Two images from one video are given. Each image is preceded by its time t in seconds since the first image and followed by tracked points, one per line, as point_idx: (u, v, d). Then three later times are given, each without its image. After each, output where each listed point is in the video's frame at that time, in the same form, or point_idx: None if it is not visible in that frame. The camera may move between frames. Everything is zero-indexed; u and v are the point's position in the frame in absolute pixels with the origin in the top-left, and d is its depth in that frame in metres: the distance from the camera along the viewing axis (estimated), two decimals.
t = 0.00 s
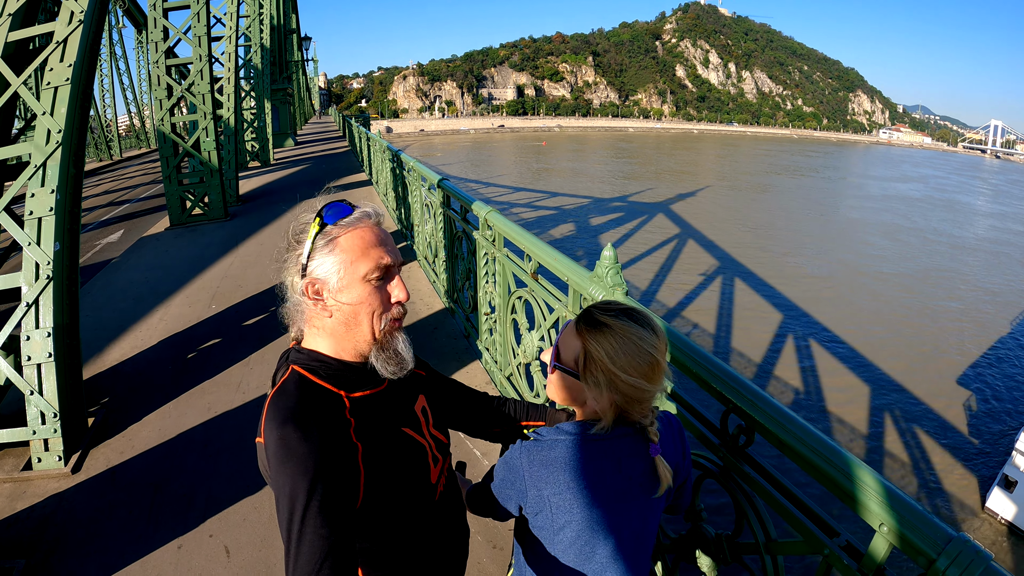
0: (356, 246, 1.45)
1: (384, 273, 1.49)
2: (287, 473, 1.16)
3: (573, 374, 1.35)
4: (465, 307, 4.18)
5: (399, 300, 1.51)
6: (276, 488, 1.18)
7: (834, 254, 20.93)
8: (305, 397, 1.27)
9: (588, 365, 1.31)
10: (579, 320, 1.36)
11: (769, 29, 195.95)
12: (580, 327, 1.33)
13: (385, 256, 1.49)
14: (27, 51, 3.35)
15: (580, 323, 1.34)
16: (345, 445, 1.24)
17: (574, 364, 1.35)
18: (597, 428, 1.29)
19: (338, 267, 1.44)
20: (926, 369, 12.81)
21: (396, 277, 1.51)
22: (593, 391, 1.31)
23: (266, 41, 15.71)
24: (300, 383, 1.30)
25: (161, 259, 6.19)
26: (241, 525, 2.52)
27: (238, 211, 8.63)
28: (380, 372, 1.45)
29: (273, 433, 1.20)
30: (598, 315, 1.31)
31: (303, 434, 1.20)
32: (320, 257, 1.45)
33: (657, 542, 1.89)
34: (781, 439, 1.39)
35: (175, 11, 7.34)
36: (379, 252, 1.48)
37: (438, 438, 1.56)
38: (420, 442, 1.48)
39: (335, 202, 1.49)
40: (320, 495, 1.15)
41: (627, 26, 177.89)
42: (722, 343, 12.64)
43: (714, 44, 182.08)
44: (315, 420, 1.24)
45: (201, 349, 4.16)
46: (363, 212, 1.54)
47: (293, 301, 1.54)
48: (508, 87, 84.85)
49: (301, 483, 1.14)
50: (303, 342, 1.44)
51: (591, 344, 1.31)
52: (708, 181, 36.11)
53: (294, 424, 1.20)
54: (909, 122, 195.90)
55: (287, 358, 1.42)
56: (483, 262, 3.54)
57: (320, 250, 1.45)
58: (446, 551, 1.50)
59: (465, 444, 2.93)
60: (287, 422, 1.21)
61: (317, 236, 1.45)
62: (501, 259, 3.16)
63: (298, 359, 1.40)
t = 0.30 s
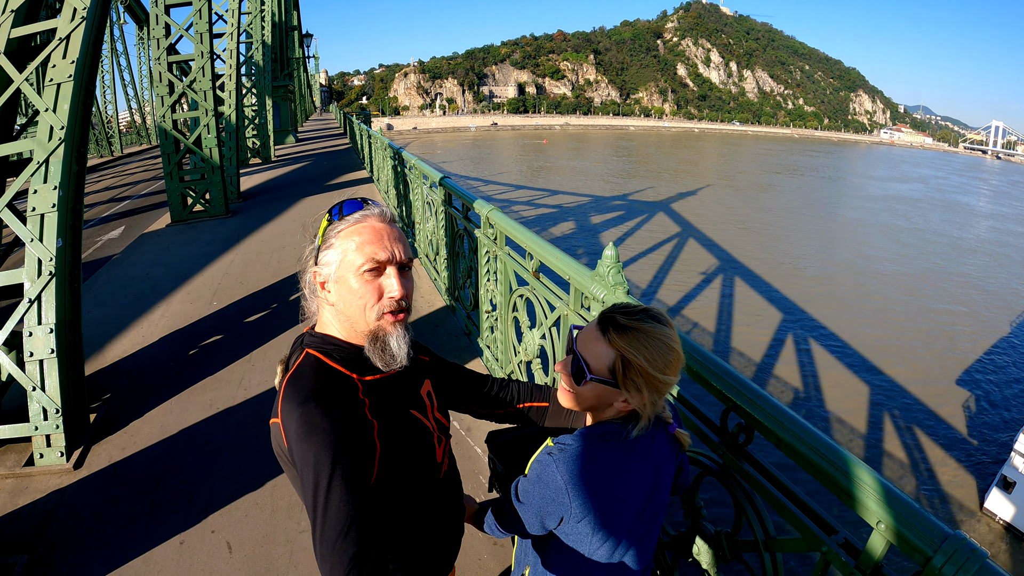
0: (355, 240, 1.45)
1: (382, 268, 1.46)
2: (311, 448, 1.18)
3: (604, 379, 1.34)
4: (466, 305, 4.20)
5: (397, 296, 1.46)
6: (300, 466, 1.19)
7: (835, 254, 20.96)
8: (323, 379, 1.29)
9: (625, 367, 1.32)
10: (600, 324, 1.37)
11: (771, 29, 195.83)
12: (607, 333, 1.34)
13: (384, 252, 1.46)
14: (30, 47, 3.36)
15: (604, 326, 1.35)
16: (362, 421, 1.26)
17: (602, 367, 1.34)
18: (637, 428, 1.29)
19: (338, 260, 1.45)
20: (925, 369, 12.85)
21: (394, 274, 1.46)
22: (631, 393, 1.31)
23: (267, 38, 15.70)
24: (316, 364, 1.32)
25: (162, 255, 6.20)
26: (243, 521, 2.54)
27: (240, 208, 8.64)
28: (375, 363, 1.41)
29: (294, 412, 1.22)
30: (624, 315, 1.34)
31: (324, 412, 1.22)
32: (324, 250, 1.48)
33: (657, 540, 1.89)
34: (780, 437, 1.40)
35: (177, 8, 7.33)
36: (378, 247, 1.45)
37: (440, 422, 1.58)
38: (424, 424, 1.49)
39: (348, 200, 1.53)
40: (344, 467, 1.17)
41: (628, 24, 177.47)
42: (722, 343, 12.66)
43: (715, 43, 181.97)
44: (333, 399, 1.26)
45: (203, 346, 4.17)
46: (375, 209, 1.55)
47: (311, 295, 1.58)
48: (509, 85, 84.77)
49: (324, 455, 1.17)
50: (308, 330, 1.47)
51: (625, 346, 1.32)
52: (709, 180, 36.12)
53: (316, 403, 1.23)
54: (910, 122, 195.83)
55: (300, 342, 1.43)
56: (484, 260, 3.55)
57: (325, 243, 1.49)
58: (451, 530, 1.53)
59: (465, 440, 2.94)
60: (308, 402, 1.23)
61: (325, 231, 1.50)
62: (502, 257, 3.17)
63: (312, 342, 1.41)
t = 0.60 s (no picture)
0: (393, 250, 1.39)
1: (416, 283, 1.40)
2: (339, 447, 1.17)
3: (646, 376, 1.37)
4: (468, 303, 4.20)
5: (426, 313, 1.41)
6: (327, 465, 1.19)
7: (834, 252, 20.98)
8: (348, 381, 1.27)
9: (666, 362, 1.39)
10: (629, 321, 1.40)
11: (770, 27, 195.87)
12: (647, 330, 1.38)
13: (420, 269, 1.40)
14: (31, 45, 3.35)
15: (639, 323, 1.39)
16: (387, 421, 1.25)
17: (641, 362, 1.38)
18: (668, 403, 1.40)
19: (373, 268, 1.40)
20: (924, 368, 12.87)
21: (426, 291, 1.41)
22: (669, 383, 1.39)
23: (266, 36, 15.67)
24: (340, 365, 1.30)
25: (162, 253, 6.18)
26: (246, 519, 2.54)
27: (240, 205, 8.63)
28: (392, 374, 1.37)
29: (320, 413, 1.21)
30: (655, 311, 1.40)
31: (349, 411, 1.22)
32: (360, 253, 1.43)
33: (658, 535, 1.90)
34: (784, 434, 1.41)
35: (177, 6, 7.30)
36: (415, 262, 1.40)
37: (457, 422, 1.55)
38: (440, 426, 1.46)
39: (391, 204, 1.46)
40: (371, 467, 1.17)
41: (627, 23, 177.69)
42: (722, 340, 12.67)
43: (714, 42, 182.01)
44: (357, 399, 1.25)
45: (205, 344, 4.17)
46: (420, 217, 1.48)
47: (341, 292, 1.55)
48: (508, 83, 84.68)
49: (354, 458, 1.16)
50: (333, 327, 1.44)
51: (664, 341, 1.38)
52: (708, 178, 36.13)
53: (344, 405, 1.22)
54: (909, 121, 195.96)
55: (324, 339, 1.41)
56: (486, 258, 3.55)
57: (362, 245, 1.43)
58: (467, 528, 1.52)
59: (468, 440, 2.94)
60: (333, 402, 1.22)
61: (364, 234, 1.44)
62: (506, 256, 3.16)
63: (336, 342, 1.37)
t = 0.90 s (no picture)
0: (422, 254, 1.38)
1: (442, 288, 1.38)
2: (361, 448, 1.13)
3: (619, 345, 1.48)
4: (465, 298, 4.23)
5: (449, 318, 1.39)
6: (347, 466, 1.15)
7: (833, 249, 21.02)
8: (368, 381, 1.24)
9: (635, 331, 1.49)
10: (596, 297, 1.50)
11: (770, 24, 195.69)
12: (614, 304, 1.48)
13: (446, 273, 1.38)
14: (31, 44, 3.37)
15: (608, 298, 1.49)
16: (410, 422, 1.22)
17: (612, 334, 1.48)
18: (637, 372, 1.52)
19: (399, 270, 1.38)
20: (922, 365, 12.91)
21: (452, 296, 1.38)
22: (638, 351, 1.51)
23: (266, 34, 15.69)
24: (362, 366, 1.27)
25: (163, 251, 6.21)
26: (246, 510, 2.58)
27: (239, 203, 8.66)
28: (411, 376, 1.35)
29: (342, 415, 1.18)
30: (617, 286, 1.51)
31: (373, 412, 1.18)
32: (387, 254, 1.41)
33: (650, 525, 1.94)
34: (768, 422, 1.45)
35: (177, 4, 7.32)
36: (442, 267, 1.37)
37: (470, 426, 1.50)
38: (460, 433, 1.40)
39: (421, 208, 1.45)
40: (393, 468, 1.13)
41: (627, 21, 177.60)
42: (720, 338, 12.72)
43: (714, 39, 181.80)
44: (380, 400, 1.21)
45: (205, 339, 4.21)
46: (449, 222, 1.46)
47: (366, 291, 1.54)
48: (508, 81, 84.70)
49: (372, 459, 1.12)
50: (355, 326, 1.41)
51: (629, 312, 1.49)
52: (708, 175, 36.17)
53: (365, 405, 1.19)
54: (909, 118, 195.78)
55: (346, 339, 1.39)
56: (483, 254, 3.59)
57: (390, 248, 1.42)
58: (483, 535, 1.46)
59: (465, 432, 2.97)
60: (357, 403, 1.19)
61: (393, 236, 1.43)
62: (502, 251, 3.21)
63: (359, 342, 1.34)
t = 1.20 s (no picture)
0: (428, 256, 1.36)
1: (445, 290, 1.36)
2: (365, 442, 1.12)
3: (583, 362, 1.46)
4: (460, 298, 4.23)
5: (452, 320, 1.36)
6: (348, 461, 1.13)
7: (831, 248, 21.04)
8: (374, 377, 1.22)
9: (596, 343, 1.48)
10: (553, 314, 1.47)
11: (769, 22, 195.64)
12: (573, 320, 1.46)
13: (450, 276, 1.36)
14: (26, 43, 3.36)
15: (565, 315, 1.46)
16: (412, 422, 1.20)
17: (573, 352, 1.46)
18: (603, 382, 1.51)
19: (405, 272, 1.37)
20: (920, 364, 12.93)
21: (456, 299, 1.36)
22: (602, 361, 1.50)
23: (264, 31, 15.65)
24: (369, 361, 1.25)
25: (159, 250, 6.20)
26: (240, 511, 2.58)
27: (236, 201, 8.64)
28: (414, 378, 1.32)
29: (347, 409, 1.16)
30: (575, 298, 1.48)
31: (378, 408, 1.17)
32: (394, 256, 1.40)
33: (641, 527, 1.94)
34: (762, 427, 1.44)
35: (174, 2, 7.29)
36: (446, 270, 1.36)
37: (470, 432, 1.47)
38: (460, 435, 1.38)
39: (429, 210, 1.43)
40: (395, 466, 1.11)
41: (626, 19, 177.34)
42: (718, 336, 12.73)
43: (714, 37, 181.72)
44: (386, 398, 1.20)
45: (201, 339, 4.20)
46: (457, 226, 1.44)
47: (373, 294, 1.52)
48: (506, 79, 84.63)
49: (375, 455, 1.10)
50: (362, 323, 1.40)
51: (591, 326, 1.47)
52: (706, 173, 36.18)
53: (371, 401, 1.17)
54: (908, 116, 195.78)
55: (354, 335, 1.36)
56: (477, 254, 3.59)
57: (397, 250, 1.41)
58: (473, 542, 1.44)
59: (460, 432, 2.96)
60: (363, 398, 1.17)
61: (400, 238, 1.41)
62: (496, 251, 3.21)
63: (366, 339, 1.32)
